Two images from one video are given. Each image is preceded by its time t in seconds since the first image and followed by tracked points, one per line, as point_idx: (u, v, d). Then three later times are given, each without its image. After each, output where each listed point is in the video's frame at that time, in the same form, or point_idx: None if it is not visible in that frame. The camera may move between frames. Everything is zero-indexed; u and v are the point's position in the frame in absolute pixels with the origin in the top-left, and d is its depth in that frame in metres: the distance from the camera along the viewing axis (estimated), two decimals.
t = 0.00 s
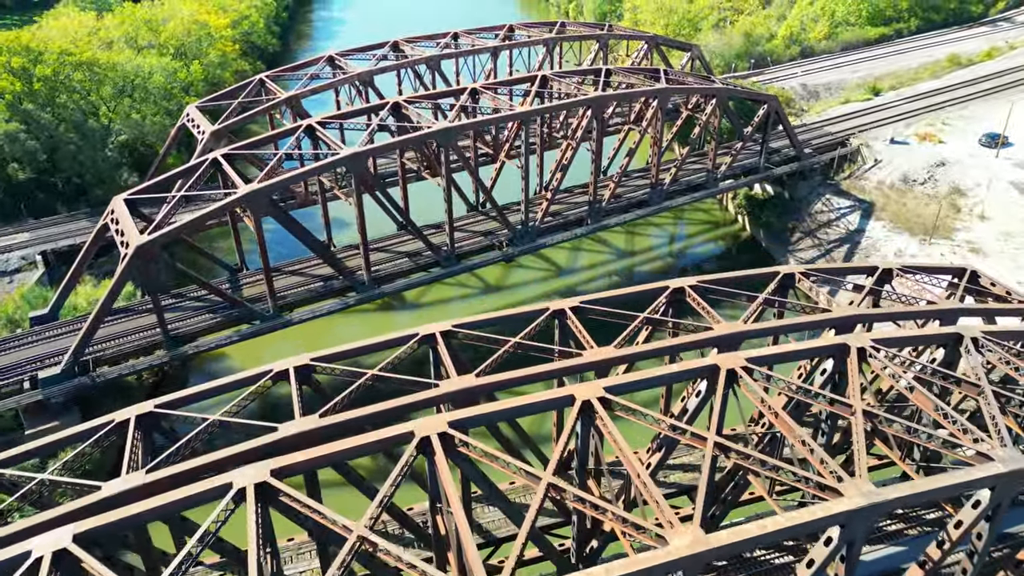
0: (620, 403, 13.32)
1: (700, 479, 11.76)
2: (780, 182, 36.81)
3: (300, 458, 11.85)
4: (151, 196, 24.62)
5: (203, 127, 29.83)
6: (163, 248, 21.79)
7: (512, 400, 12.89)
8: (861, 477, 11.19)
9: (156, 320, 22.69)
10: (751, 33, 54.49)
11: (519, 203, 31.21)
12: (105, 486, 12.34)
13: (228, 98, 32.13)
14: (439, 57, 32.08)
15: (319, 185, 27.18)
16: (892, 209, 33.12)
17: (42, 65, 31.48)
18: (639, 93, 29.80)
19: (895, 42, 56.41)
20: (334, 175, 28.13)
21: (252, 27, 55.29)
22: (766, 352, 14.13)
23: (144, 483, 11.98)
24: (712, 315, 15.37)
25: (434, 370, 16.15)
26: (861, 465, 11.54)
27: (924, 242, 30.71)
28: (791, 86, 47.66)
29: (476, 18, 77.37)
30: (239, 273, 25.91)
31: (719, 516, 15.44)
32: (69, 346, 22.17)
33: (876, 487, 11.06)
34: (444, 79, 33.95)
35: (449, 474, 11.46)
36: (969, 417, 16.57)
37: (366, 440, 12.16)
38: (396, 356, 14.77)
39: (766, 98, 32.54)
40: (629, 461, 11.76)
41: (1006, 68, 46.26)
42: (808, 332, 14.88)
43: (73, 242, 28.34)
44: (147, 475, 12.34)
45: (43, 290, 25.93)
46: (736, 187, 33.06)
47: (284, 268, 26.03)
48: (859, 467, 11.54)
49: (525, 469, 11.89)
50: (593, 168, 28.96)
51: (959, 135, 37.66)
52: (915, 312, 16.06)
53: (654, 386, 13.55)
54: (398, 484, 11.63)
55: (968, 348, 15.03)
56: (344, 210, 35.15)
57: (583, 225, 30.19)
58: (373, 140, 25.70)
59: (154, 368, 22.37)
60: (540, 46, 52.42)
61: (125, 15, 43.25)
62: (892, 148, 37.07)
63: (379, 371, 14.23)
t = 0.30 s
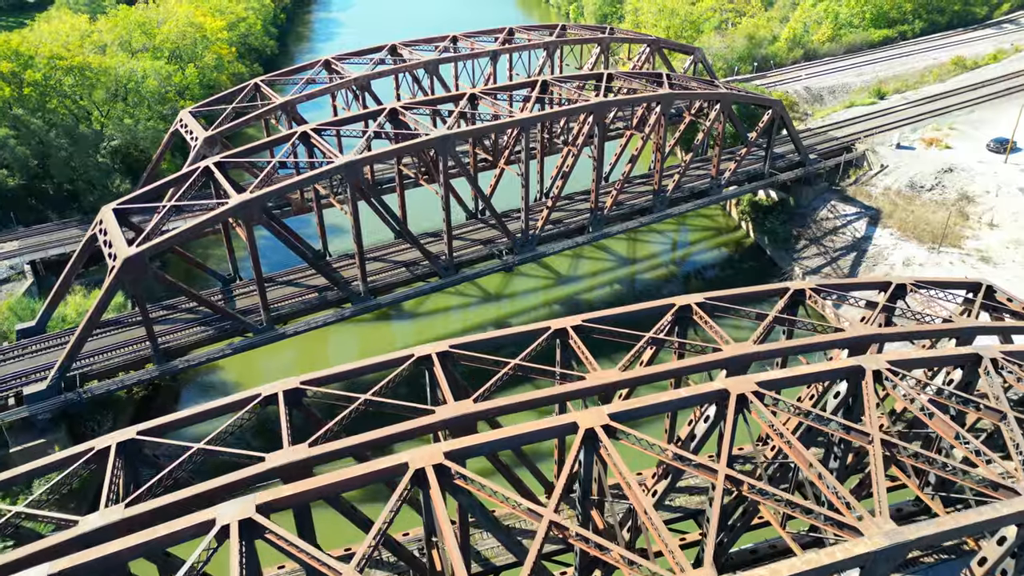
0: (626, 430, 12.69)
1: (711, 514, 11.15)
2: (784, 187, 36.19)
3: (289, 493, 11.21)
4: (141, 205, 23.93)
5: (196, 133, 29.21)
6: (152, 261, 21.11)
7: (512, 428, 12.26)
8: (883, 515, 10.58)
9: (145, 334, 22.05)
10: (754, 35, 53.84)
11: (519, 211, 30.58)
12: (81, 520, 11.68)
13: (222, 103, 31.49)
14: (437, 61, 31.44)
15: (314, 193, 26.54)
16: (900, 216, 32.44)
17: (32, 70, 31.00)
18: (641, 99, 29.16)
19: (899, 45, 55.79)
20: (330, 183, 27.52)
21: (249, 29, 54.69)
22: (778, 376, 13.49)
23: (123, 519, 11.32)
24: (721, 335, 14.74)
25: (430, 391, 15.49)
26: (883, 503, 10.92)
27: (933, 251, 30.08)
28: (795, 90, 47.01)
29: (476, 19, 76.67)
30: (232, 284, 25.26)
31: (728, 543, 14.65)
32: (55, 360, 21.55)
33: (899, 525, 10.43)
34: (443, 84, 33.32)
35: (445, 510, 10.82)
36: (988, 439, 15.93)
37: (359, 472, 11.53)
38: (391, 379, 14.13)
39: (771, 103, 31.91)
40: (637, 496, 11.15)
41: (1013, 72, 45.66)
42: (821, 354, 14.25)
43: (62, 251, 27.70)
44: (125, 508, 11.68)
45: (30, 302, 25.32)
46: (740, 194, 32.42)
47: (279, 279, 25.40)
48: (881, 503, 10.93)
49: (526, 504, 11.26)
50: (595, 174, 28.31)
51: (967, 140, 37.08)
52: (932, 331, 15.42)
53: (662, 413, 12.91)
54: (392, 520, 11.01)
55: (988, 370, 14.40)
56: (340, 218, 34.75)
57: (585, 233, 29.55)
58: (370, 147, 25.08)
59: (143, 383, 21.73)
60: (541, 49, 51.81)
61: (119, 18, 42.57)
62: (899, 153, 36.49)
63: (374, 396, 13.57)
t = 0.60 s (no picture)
0: (632, 461, 12.03)
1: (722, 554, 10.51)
2: (789, 193, 35.54)
3: (274, 532, 10.56)
4: (129, 214, 23.25)
5: (189, 140, 28.55)
6: (140, 275, 20.38)
7: (511, 459, 11.65)
8: (907, 557, 9.96)
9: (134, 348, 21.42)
10: (757, 37, 53.18)
11: (519, 218, 29.95)
12: (55, 559, 11.02)
13: (215, 109, 30.89)
14: (436, 65, 30.80)
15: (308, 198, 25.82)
16: (908, 223, 31.79)
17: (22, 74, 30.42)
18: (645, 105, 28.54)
19: (903, 47, 55.19)
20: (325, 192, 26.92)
21: (245, 32, 54.02)
22: (791, 402, 12.86)
23: (98, 558, 10.69)
24: (730, 356, 14.10)
25: (425, 415, 14.83)
26: (905, 541, 10.35)
27: (942, 260, 29.45)
28: (799, 93, 46.35)
29: (475, 20, 75.98)
30: (224, 295, 24.60)
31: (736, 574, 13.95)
32: (40, 376, 20.94)
33: (924, 569, 9.79)
34: (441, 89, 32.67)
35: (439, 551, 10.17)
36: (1007, 464, 15.29)
37: (349, 508, 10.89)
38: (385, 404, 13.49)
39: (777, 108, 31.26)
40: (644, 536, 10.50)
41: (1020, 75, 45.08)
42: (835, 378, 13.62)
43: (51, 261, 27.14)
44: (102, 545, 11.02)
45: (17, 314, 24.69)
46: (744, 201, 31.79)
47: (273, 289, 24.79)
48: (904, 543, 10.31)
49: (526, 542, 10.64)
50: (596, 180, 27.60)
51: (974, 145, 36.49)
52: (950, 352, 14.79)
53: (669, 441, 12.29)
54: (384, 561, 10.35)
55: (1009, 393, 13.77)
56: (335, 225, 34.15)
57: (586, 242, 28.90)
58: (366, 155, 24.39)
59: (131, 399, 21.11)
60: (541, 52, 51.15)
61: (112, 20, 41.92)
62: (906, 158, 35.86)
63: (365, 423, 12.91)
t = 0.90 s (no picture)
0: (638, 496, 11.35)
1: None
2: (794, 200, 34.88)
3: None
4: (118, 225, 22.60)
5: (181, 146, 27.88)
6: (127, 289, 19.71)
7: (510, 495, 11.01)
8: None
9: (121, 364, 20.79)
10: (760, 39, 52.54)
11: (519, 226, 29.28)
12: None
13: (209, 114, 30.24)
14: (434, 69, 30.11)
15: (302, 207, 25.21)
16: (916, 231, 31.13)
17: (9, 79, 29.90)
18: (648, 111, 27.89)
19: (908, 49, 54.55)
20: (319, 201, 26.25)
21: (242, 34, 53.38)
22: (805, 431, 12.23)
23: None
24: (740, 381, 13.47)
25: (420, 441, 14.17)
26: None
27: (951, 268, 28.80)
28: (803, 96, 45.71)
29: (475, 21, 75.28)
30: (216, 307, 23.94)
31: None
32: (25, 393, 20.34)
33: None
34: (440, 94, 32.02)
35: None
36: None
37: (337, 549, 10.23)
38: (378, 432, 12.85)
39: (782, 114, 30.63)
40: None
41: None
42: (850, 403, 12.98)
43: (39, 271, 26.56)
44: None
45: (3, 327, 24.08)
46: (749, 208, 31.16)
47: (266, 300, 24.15)
48: None
49: None
50: (598, 188, 26.82)
51: (982, 151, 35.85)
52: (969, 375, 14.13)
53: (677, 474, 11.63)
54: None
55: None
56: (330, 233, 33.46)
57: (587, 251, 28.25)
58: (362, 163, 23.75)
59: (118, 417, 20.47)
60: (541, 56, 50.53)
61: (105, 24, 41.30)
62: (912, 164, 35.23)
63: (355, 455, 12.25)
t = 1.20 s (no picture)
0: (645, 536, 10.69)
1: None
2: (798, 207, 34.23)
3: None
4: (105, 236, 21.93)
5: (173, 153, 27.22)
6: (114, 304, 19.04)
7: (508, 536, 10.34)
8: None
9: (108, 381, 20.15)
10: (763, 42, 51.89)
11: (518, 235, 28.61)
12: None
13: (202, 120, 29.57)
14: (432, 74, 29.42)
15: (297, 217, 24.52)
16: (925, 239, 30.48)
17: None
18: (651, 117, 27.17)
19: (913, 51, 53.91)
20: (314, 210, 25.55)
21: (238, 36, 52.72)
22: (820, 463, 11.59)
23: None
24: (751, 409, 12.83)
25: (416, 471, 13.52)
26: None
27: (961, 278, 28.15)
28: (807, 100, 45.06)
29: (474, 23, 74.62)
30: (207, 320, 23.26)
31: None
32: (9, 410, 19.74)
33: None
34: (438, 99, 31.37)
35: None
36: None
37: None
38: (370, 464, 12.22)
39: (788, 119, 29.96)
40: None
41: None
42: (867, 433, 12.33)
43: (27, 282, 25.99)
44: None
45: None
46: (753, 216, 30.51)
47: (259, 313, 23.46)
48: None
49: None
50: (600, 196, 26.01)
51: (990, 156, 35.22)
52: (991, 400, 13.47)
53: (686, 511, 10.98)
54: None
55: None
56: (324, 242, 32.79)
57: (589, 260, 27.61)
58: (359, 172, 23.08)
59: (104, 435, 19.83)
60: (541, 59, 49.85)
61: (99, 27, 40.67)
62: (919, 170, 34.58)
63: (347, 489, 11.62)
